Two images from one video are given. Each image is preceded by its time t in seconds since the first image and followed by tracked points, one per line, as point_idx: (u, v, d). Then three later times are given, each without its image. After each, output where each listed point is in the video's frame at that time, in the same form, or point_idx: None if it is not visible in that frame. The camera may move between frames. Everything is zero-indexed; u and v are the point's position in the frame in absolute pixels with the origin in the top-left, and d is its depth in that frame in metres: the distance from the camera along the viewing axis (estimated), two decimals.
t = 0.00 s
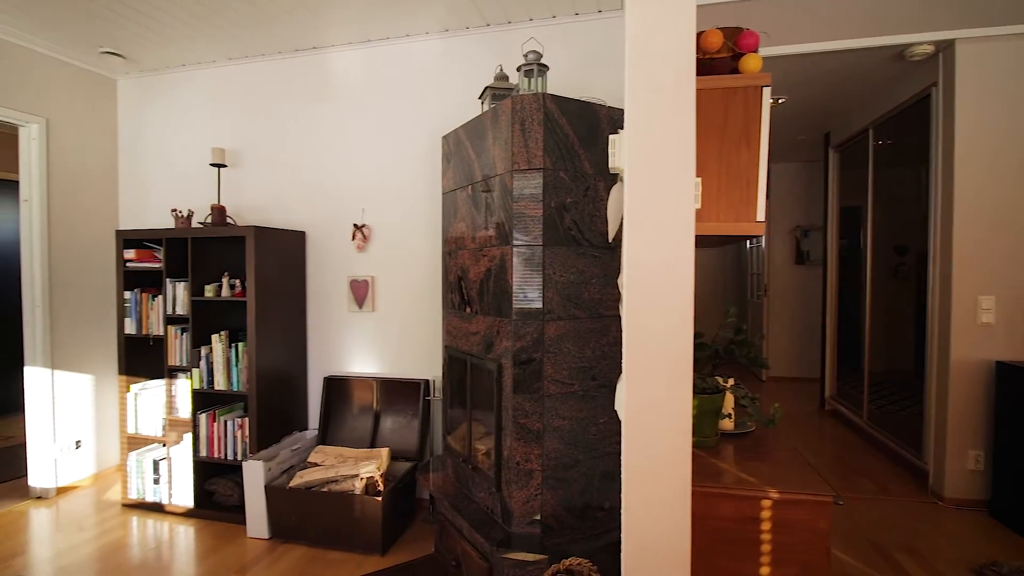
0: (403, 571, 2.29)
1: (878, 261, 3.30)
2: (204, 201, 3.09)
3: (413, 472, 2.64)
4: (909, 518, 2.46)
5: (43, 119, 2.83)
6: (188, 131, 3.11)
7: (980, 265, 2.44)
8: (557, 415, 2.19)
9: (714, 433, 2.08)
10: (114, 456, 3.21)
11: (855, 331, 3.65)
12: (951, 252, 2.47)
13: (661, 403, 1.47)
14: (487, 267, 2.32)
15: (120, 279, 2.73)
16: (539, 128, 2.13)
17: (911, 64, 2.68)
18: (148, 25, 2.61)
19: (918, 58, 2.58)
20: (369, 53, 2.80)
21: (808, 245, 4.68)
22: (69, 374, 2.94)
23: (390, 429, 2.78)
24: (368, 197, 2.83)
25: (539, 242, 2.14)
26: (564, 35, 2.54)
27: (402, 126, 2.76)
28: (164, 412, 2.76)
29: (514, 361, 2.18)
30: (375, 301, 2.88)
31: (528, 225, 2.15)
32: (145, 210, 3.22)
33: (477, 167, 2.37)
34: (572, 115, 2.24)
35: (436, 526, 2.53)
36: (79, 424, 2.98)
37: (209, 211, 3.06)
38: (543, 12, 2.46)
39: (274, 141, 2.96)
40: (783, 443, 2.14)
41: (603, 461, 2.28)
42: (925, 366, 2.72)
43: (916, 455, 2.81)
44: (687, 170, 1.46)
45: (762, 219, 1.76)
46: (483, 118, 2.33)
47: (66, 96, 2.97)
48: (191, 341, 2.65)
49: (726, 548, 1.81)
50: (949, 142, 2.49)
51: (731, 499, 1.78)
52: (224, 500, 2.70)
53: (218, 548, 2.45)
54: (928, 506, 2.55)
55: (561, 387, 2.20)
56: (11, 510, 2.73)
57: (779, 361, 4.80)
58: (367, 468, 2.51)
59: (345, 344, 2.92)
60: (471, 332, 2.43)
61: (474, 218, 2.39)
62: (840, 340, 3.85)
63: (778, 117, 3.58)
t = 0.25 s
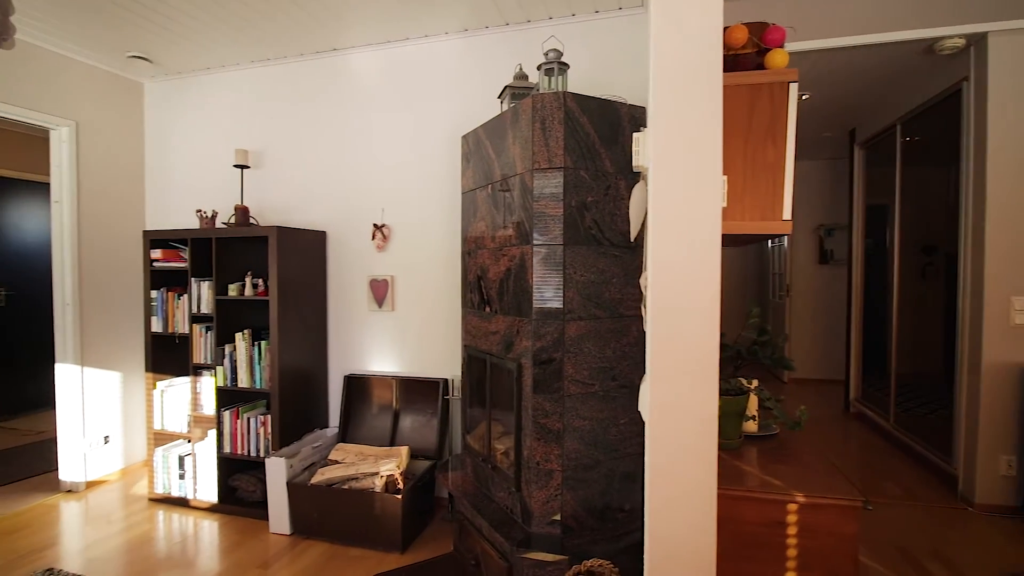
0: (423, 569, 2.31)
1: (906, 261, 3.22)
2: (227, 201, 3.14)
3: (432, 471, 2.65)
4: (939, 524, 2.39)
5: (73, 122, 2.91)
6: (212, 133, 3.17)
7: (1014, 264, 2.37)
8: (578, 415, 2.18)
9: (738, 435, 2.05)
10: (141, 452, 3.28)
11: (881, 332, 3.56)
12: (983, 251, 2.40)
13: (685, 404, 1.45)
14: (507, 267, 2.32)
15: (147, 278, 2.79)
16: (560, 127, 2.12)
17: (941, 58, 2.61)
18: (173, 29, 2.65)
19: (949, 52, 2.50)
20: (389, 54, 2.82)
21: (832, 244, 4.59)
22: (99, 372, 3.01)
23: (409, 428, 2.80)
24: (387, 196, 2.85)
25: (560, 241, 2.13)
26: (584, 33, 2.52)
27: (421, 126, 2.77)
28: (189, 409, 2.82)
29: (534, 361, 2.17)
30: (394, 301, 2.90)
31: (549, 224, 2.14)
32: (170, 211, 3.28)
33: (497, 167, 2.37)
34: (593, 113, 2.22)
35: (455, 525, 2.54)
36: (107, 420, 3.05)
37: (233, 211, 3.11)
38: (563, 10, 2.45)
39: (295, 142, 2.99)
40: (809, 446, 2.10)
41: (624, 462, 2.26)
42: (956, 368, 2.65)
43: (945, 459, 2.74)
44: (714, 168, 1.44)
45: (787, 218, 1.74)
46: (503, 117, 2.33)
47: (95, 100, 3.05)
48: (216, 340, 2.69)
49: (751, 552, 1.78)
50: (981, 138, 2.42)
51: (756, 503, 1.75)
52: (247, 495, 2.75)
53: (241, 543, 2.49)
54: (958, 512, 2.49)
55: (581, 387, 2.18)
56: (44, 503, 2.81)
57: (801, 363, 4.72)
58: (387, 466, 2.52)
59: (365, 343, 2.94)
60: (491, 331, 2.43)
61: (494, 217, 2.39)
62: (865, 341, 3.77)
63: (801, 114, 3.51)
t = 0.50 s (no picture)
0: (442, 568, 2.31)
1: (935, 260, 3.14)
2: (250, 202, 3.18)
3: (451, 470, 2.66)
4: (971, 531, 2.33)
5: (102, 124, 2.97)
6: (234, 135, 3.22)
7: None
8: (599, 416, 2.16)
9: (762, 438, 2.02)
10: (166, 447, 3.35)
11: (909, 333, 3.48)
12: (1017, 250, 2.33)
13: (710, 405, 1.43)
14: (527, 266, 2.31)
15: (173, 277, 2.85)
16: (581, 126, 2.11)
17: (973, 51, 2.53)
18: (198, 32, 2.70)
19: (981, 45, 2.43)
20: (408, 54, 2.83)
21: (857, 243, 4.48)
22: (126, 369, 3.08)
23: (428, 427, 2.81)
24: (407, 196, 2.86)
25: (580, 241, 2.12)
26: (604, 31, 2.50)
27: (440, 126, 2.78)
28: (213, 405, 2.87)
29: (555, 361, 2.17)
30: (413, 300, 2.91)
31: (569, 224, 2.13)
32: (195, 211, 3.34)
33: (517, 166, 2.36)
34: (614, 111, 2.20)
35: (475, 524, 2.55)
36: (134, 416, 3.13)
37: (256, 212, 3.15)
38: (583, 8, 2.43)
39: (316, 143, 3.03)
40: (837, 451, 2.05)
41: (645, 463, 2.24)
42: (988, 371, 2.57)
43: (977, 464, 2.66)
44: (742, 166, 1.42)
45: (815, 216, 1.70)
46: (523, 116, 2.32)
47: (123, 103, 3.12)
48: (239, 338, 2.74)
49: (776, 557, 1.75)
50: (1015, 133, 2.35)
51: (783, 507, 1.71)
52: (269, 491, 2.79)
53: (264, 538, 2.52)
54: (991, 518, 2.41)
55: (602, 388, 2.17)
56: (74, 496, 2.89)
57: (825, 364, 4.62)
58: (407, 464, 2.54)
59: (385, 342, 2.96)
60: (510, 331, 2.42)
61: (514, 216, 2.39)
62: (892, 342, 3.68)
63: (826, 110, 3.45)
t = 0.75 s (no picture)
0: (462, 567, 2.32)
1: (967, 260, 3.05)
2: (272, 202, 3.23)
3: (470, 470, 2.66)
4: (1006, 539, 2.25)
5: (130, 128, 3.05)
6: (257, 137, 3.27)
7: None
8: (620, 416, 2.14)
9: (790, 441, 1.98)
10: (192, 443, 3.42)
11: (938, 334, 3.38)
12: None
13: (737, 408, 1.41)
14: (547, 266, 2.30)
15: (198, 277, 2.91)
16: (602, 125, 2.09)
17: (1008, 44, 2.46)
18: (223, 36, 2.75)
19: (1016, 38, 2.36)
20: (428, 55, 2.85)
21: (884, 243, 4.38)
22: (154, 366, 3.15)
23: (447, 426, 2.82)
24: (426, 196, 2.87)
25: (601, 240, 2.10)
26: (625, 28, 2.48)
27: (460, 125, 2.79)
28: (237, 403, 2.91)
29: (575, 361, 2.15)
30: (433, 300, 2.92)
31: (590, 223, 2.11)
32: (219, 212, 3.40)
33: (537, 165, 2.35)
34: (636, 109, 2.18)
35: (494, 523, 2.55)
36: (161, 412, 3.20)
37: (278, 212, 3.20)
38: (604, 6, 2.42)
39: (337, 144, 3.06)
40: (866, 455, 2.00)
41: (667, 465, 2.22)
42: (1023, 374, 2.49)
43: (1012, 471, 2.58)
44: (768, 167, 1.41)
45: (845, 214, 1.66)
46: (543, 115, 2.31)
47: (150, 107, 3.19)
48: (263, 337, 2.78)
49: (803, 562, 1.71)
50: None
51: (811, 512, 1.68)
52: (292, 488, 2.83)
53: (286, 534, 2.56)
54: None
55: (623, 388, 2.15)
56: (103, 490, 2.96)
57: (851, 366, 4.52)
58: (427, 463, 2.55)
59: (405, 341, 2.98)
60: (530, 331, 2.42)
61: (534, 216, 2.38)
62: (921, 344, 3.58)
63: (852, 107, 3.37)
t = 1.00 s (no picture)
0: (482, 567, 2.32)
1: (1000, 259, 2.95)
2: (294, 203, 3.27)
3: (489, 469, 2.66)
4: None
5: (156, 131, 3.11)
6: (279, 139, 3.31)
7: None
8: (642, 418, 2.12)
9: (816, 444, 1.94)
10: (216, 440, 3.48)
11: (969, 336, 3.28)
12: None
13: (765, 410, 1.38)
14: (568, 265, 2.29)
15: (222, 277, 2.96)
16: (624, 123, 2.07)
17: None
18: (246, 40, 2.79)
19: None
20: (447, 55, 2.86)
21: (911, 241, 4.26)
22: (179, 364, 3.22)
23: (466, 425, 2.82)
24: (445, 196, 2.88)
25: (623, 240, 2.08)
26: (646, 25, 2.46)
27: (479, 125, 2.79)
28: (260, 401, 2.96)
29: (596, 361, 2.14)
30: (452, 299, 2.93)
31: (611, 223, 2.10)
32: (242, 212, 3.46)
33: (557, 164, 2.34)
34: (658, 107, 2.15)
35: (513, 523, 2.55)
36: (187, 409, 3.26)
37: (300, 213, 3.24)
38: (624, 3, 2.40)
39: (357, 144, 3.08)
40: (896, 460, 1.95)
41: (689, 467, 2.19)
42: None
43: None
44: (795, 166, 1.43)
45: (876, 213, 1.62)
46: (564, 114, 2.30)
47: (176, 110, 3.25)
48: (285, 336, 2.82)
49: (831, 569, 1.68)
50: None
51: (840, 517, 1.64)
52: (313, 485, 2.86)
53: (308, 531, 2.59)
54: None
55: (645, 389, 2.13)
56: (131, 485, 3.03)
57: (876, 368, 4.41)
58: (446, 463, 2.55)
59: (424, 341, 2.99)
60: (550, 331, 2.41)
61: (554, 215, 2.37)
62: (950, 346, 3.48)
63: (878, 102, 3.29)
